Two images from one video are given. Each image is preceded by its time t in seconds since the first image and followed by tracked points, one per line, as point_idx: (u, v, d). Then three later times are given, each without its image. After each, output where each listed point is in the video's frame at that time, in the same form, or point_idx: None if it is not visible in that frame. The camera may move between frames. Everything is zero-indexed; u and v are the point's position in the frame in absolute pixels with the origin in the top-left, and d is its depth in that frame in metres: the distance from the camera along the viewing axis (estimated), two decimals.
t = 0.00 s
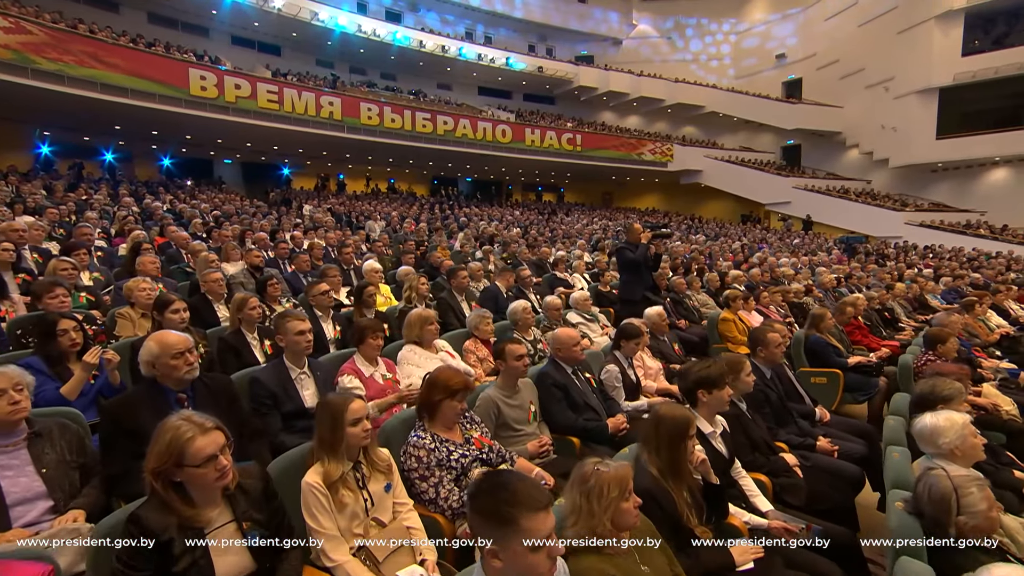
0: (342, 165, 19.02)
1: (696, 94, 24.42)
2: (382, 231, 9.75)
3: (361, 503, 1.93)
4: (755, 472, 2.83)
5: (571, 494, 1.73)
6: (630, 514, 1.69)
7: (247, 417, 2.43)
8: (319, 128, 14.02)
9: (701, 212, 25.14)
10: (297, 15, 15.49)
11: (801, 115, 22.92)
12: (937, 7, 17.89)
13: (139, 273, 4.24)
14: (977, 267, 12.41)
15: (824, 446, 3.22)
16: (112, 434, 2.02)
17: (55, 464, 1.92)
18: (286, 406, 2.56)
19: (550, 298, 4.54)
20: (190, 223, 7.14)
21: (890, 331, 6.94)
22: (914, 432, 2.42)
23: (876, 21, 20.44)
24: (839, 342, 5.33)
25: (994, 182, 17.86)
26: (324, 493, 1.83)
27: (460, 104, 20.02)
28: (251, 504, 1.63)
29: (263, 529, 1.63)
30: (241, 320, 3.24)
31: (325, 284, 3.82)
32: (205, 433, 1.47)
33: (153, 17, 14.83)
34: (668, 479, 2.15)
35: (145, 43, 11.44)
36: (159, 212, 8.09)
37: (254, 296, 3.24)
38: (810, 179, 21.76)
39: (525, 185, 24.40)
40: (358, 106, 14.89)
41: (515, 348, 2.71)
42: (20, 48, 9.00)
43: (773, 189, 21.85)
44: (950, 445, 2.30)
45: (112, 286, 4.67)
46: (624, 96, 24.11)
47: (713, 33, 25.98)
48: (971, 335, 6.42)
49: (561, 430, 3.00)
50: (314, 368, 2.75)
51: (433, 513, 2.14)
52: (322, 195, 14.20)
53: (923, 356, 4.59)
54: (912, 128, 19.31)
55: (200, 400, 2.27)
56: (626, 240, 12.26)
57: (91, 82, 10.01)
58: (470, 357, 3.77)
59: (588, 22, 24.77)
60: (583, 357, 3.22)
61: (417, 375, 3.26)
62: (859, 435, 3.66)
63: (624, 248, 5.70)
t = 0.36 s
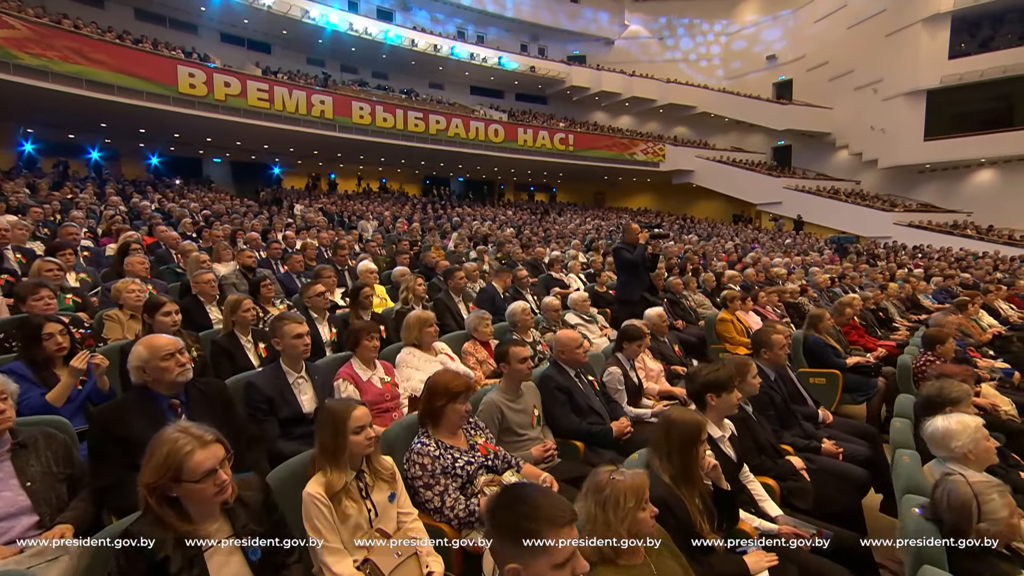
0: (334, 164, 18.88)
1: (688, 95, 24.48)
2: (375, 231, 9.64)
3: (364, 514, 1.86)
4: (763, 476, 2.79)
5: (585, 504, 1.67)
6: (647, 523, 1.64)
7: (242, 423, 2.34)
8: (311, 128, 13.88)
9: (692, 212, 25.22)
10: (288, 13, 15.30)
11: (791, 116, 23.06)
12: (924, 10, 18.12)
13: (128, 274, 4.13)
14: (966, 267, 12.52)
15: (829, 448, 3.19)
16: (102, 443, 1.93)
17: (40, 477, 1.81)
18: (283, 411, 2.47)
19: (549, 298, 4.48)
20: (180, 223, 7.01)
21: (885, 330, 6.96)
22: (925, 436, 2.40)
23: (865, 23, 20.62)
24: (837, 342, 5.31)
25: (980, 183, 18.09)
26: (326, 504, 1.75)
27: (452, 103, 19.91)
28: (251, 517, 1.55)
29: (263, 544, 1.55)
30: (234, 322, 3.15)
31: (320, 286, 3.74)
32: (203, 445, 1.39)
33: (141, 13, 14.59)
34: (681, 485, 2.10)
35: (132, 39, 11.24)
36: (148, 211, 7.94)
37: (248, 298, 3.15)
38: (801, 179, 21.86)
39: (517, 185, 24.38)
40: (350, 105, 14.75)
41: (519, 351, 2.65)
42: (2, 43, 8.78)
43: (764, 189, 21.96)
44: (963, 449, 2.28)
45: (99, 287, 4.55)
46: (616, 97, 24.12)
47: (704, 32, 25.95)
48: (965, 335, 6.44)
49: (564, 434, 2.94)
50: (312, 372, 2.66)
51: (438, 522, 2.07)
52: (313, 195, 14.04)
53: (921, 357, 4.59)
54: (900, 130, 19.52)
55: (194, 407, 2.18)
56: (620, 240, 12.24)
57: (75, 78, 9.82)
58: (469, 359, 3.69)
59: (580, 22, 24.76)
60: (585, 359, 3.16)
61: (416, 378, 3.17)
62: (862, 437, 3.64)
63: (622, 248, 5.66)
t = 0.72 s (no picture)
0: (324, 164, 18.71)
1: (679, 95, 24.55)
2: (368, 231, 9.53)
3: (368, 525, 1.78)
4: (770, 479, 2.76)
5: (600, 514, 1.61)
6: (664, 533, 1.59)
7: (237, 431, 2.25)
8: (302, 127, 13.73)
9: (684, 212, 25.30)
10: (278, 10, 15.12)
11: (781, 117, 23.21)
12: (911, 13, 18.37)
13: (117, 275, 4.02)
14: (955, 267, 12.66)
15: (833, 450, 3.16)
16: (91, 453, 1.84)
17: (25, 491, 1.74)
18: (280, 418, 2.38)
19: (548, 299, 4.43)
20: (169, 222, 6.88)
21: (879, 331, 6.98)
22: (935, 439, 2.38)
23: (853, 26, 20.82)
24: (835, 343, 5.31)
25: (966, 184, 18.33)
26: (329, 515, 1.68)
27: (444, 103, 19.79)
28: (251, 533, 1.48)
29: (263, 558, 1.48)
30: (228, 325, 3.07)
31: (316, 287, 3.66)
32: (200, 458, 1.31)
33: (126, 9, 14.33)
34: (691, 492, 2.05)
35: (118, 35, 11.04)
36: (135, 210, 7.78)
37: (242, 300, 3.06)
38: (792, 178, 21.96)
39: (509, 185, 24.33)
40: (341, 104, 14.62)
41: (523, 354, 2.59)
42: None
43: (755, 189, 22.07)
44: (975, 452, 2.26)
45: (86, 288, 4.42)
46: (607, 97, 24.14)
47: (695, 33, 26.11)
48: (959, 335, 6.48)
49: (567, 437, 2.89)
50: (309, 376, 2.58)
51: (445, 532, 2.00)
52: (304, 195, 13.88)
53: (919, 357, 4.57)
54: (888, 131, 19.72)
55: (188, 415, 2.11)
56: (613, 240, 12.22)
57: (59, 74, 9.62)
58: (468, 362, 3.62)
59: (572, 22, 24.75)
60: (588, 362, 3.10)
61: (416, 382, 3.09)
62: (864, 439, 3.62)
63: (619, 248, 5.61)
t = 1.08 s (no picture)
0: (314, 163, 18.51)
1: (669, 95, 24.63)
2: (359, 231, 9.41)
3: (374, 538, 1.71)
4: (777, 483, 2.72)
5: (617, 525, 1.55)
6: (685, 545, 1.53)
7: (232, 440, 2.16)
8: (291, 125, 13.55)
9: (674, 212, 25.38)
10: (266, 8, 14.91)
11: (770, 118, 23.37)
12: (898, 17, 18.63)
13: (103, 276, 3.90)
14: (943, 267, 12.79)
15: (839, 453, 3.13)
16: (78, 466, 1.74)
17: (7, 506, 1.63)
18: (277, 425, 2.29)
19: (546, 300, 4.37)
20: (156, 222, 6.73)
21: (873, 330, 7.01)
22: (947, 443, 2.36)
23: (840, 28, 21.03)
24: (832, 343, 5.30)
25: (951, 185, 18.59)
26: (332, 529, 1.60)
27: (434, 102, 19.66)
28: (252, 551, 1.39)
29: None
30: (221, 328, 2.97)
31: (311, 288, 3.57)
32: (199, 473, 1.23)
33: (110, 4, 14.04)
34: (706, 499, 2.00)
35: (102, 31, 10.80)
36: (121, 209, 7.61)
37: (235, 302, 2.97)
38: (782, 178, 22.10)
39: (500, 184, 24.28)
40: (331, 102, 14.47)
41: (528, 358, 2.53)
42: None
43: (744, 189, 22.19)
44: (988, 456, 2.24)
45: (70, 290, 4.29)
46: (598, 97, 24.15)
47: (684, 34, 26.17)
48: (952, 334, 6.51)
49: (571, 441, 2.81)
50: (307, 382, 2.48)
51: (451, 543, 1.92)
52: (294, 194, 13.71)
53: (917, 357, 4.57)
54: (876, 132, 19.94)
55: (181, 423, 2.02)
56: (606, 240, 12.19)
57: (42, 70, 9.40)
58: (467, 365, 3.55)
59: (563, 22, 24.72)
60: (592, 364, 3.05)
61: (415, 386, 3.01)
62: (867, 440, 3.60)
63: (616, 249, 5.56)
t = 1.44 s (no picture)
0: (302, 162, 18.29)
1: (658, 96, 24.72)
2: (349, 231, 9.30)
3: (379, 551, 1.64)
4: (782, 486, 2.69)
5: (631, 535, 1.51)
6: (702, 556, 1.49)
7: (225, 448, 2.07)
8: (278, 124, 13.38)
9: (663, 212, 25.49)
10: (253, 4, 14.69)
11: (758, 119, 23.55)
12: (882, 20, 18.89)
13: (86, 278, 3.78)
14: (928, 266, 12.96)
15: (840, 454, 3.11)
16: (63, 478, 1.65)
17: None
18: (273, 432, 2.20)
19: (543, 301, 4.32)
20: (141, 221, 6.57)
21: (864, 330, 7.06)
22: (955, 445, 2.35)
23: (827, 31, 21.26)
24: (826, 343, 5.31)
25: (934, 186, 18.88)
26: (335, 542, 1.53)
27: (423, 101, 19.53)
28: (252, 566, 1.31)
29: None
30: (211, 330, 2.88)
31: (303, 289, 3.49)
32: (197, 490, 1.15)
33: None
34: (717, 504, 1.95)
35: (84, 26, 10.54)
36: (104, 208, 7.42)
37: (226, 304, 2.88)
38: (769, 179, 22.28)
39: (489, 184, 24.23)
40: (320, 101, 14.30)
41: (530, 361, 2.46)
42: None
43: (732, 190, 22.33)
44: (997, 457, 2.24)
45: (52, 292, 4.15)
46: (588, 97, 24.17)
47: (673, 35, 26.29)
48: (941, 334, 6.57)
49: (574, 445, 2.77)
50: (303, 386, 2.40)
51: (456, 552, 1.85)
52: (282, 194, 13.53)
53: (911, 357, 4.59)
54: (861, 134, 20.18)
55: (172, 432, 1.93)
56: (597, 240, 12.17)
57: (18, 64, 9.14)
58: (464, 367, 3.48)
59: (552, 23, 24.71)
60: (594, 366, 3.00)
61: (413, 390, 2.94)
62: (866, 441, 3.60)
63: (611, 249, 5.52)
